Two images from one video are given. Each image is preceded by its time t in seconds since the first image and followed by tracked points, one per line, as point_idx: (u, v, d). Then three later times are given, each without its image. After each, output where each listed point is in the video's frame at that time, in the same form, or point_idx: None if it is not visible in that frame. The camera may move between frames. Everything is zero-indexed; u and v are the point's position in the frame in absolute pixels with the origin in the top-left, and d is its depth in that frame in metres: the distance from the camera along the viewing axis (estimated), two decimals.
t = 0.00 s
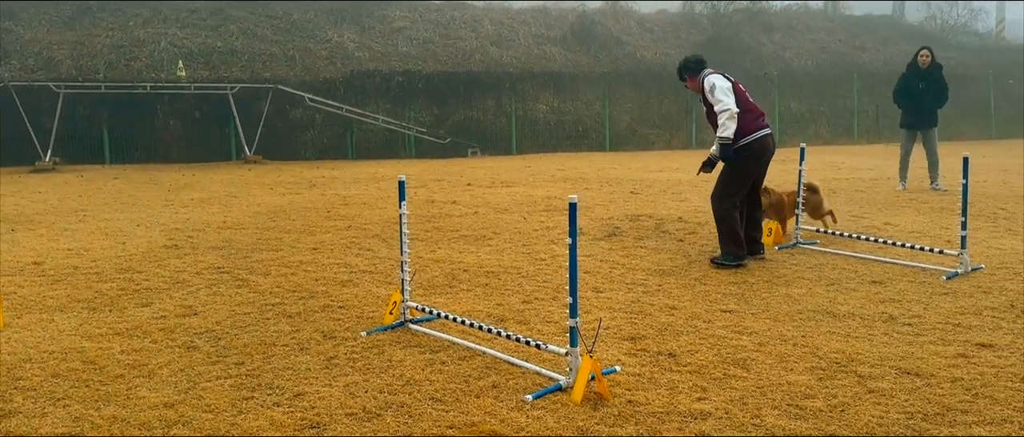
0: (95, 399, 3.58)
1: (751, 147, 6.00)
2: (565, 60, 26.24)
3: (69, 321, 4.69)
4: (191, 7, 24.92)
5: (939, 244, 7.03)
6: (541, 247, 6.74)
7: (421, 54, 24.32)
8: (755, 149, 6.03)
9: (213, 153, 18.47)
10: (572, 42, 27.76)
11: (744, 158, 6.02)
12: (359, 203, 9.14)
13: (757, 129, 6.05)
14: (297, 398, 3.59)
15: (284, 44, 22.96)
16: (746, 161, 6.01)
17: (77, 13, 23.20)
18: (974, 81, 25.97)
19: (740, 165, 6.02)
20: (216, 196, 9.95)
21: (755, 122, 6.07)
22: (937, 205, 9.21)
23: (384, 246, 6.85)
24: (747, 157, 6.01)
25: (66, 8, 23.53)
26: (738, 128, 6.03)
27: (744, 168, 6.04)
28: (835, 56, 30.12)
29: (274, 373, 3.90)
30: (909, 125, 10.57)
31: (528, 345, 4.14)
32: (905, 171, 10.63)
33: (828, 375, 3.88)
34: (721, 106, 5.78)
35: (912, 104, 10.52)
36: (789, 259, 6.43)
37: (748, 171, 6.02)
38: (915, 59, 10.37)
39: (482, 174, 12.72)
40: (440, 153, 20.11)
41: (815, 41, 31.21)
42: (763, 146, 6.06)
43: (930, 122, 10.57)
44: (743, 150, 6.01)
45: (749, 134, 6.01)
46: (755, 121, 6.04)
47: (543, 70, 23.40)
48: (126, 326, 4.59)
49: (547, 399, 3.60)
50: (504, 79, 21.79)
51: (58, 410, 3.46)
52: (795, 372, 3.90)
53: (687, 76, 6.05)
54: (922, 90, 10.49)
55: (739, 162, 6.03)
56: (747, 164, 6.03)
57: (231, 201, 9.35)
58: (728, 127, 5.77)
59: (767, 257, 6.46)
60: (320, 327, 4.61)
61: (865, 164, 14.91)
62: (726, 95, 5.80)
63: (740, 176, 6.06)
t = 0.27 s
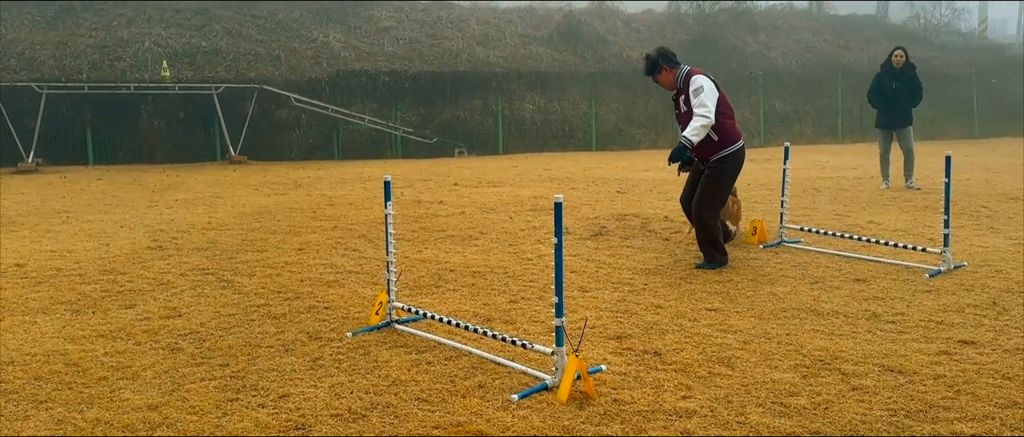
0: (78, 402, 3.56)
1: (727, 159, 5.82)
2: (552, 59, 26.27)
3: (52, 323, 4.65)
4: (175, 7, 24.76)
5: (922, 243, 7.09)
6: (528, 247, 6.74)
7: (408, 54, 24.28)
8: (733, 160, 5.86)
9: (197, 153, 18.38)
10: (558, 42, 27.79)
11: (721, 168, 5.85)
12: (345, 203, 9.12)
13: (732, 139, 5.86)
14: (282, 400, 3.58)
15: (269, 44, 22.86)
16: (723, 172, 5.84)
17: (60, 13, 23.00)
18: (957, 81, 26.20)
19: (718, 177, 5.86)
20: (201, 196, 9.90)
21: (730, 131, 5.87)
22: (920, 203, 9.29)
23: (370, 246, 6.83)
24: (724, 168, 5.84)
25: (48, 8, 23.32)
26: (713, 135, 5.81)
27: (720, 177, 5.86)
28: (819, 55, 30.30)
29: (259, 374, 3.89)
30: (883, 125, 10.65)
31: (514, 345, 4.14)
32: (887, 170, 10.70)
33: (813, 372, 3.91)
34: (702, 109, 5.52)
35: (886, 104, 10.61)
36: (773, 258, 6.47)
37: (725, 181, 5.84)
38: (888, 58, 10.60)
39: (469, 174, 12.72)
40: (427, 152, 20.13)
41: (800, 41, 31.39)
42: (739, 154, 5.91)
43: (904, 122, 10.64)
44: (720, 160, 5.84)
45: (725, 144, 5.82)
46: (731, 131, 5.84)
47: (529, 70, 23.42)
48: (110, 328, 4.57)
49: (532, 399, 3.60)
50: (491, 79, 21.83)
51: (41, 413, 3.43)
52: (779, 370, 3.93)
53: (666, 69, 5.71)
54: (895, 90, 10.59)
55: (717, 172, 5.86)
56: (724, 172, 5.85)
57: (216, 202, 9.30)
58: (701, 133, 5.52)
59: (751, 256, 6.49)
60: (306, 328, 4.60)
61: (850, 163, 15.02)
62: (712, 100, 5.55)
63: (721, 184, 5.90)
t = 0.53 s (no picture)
0: (67, 402, 3.54)
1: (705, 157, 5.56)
2: (543, 58, 26.27)
3: (39, 324, 4.63)
4: (164, 5, 24.64)
5: (911, 240, 7.13)
6: (518, 245, 6.75)
7: (398, 53, 24.24)
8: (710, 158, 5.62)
9: (187, 151, 18.35)
10: (549, 40, 27.80)
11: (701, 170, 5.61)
12: (336, 202, 9.11)
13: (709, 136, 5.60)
14: (272, 400, 3.57)
15: (259, 43, 22.79)
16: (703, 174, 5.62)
17: (48, 12, 22.86)
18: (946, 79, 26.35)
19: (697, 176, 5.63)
20: (191, 196, 9.87)
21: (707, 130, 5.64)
22: (909, 201, 9.34)
23: (361, 245, 6.83)
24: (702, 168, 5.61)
25: (36, 7, 23.17)
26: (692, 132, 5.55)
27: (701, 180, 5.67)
28: (809, 54, 30.41)
29: (248, 374, 3.88)
30: (870, 124, 10.70)
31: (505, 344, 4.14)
32: (876, 168, 10.75)
33: (803, 370, 3.93)
34: (687, 101, 5.28)
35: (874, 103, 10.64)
36: (763, 255, 6.50)
37: (705, 185, 5.64)
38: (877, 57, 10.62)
39: (459, 172, 12.72)
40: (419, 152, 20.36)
41: (790, 39, 31.48)
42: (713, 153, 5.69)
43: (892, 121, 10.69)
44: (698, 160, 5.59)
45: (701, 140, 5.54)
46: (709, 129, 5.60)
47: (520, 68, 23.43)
48: (99, 328, 4.55)
49: (523, 397, 3.61)
50: (481, 78, 21.82)
51: (29, 414, 3.42)
52: (769, 367, 3.95)
53: (638, 64, 5.50)
54: (883, 89, 10.62)
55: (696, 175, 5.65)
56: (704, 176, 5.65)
57: (206, 202, 9.28)
58: (686, 124, 5.26)
59: (741, 254, 6.52)
60: (296, 327, 4.59)
61: (839, 161, 15.08)
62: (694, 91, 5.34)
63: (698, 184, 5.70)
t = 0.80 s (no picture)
0: (61, 401, 3.54)
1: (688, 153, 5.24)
2: (538, 56, 26.25)
3: (33, 322, 4.61)
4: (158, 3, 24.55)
5: (905, 237, 7.15)
6: (514, 243, 6.75)
7: (393, 51, 24.21)
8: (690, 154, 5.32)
9: (181, 149, 18.32)
10: (544, 38, 27.79)
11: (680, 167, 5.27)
12: (331, 201, 9.10)
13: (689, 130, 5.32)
14: (267, 398, 3.57)
15: (253, 40, 22.73)
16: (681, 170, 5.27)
17: (41, 9, 22.75)
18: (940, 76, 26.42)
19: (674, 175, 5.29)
20: (185, 194, 9.85)
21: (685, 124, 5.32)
22: (902, 198, 9.37)
23: (355, 244, 6.82)
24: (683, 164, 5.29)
25: (29, 4, 23.08)
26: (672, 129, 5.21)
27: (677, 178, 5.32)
28: (803, 52, 30.45)
29: (243, 372, 3.88)
30: (864, 122, 10.71)
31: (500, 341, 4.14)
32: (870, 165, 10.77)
33: (797, 367, 3.95)
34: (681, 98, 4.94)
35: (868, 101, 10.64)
36: (757, 253, 6.51)
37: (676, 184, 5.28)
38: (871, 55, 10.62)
39: (455, 170, 12.72)
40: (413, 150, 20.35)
41: (784, 37, 31.53)
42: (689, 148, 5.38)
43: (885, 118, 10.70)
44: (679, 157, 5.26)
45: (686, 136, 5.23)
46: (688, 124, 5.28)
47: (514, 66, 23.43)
48: (93, 327, 4.54)
49: (518, 395, 3.61)
50: (476, 76, 21.84)
51: (23, 412, 3.41)
52: (763, 364, 3.96)
53: (618, 57, 5.06)
54: (878, 86, 10.63)
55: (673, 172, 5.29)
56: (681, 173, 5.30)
57: (200, 200, 9.26)
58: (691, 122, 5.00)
59: (735, 252, 6.53)
60: (291, 326, 4.59)
61: (833, 158, 15.12)
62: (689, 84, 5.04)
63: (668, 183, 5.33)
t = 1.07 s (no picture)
0: (59, 398, 3.53)
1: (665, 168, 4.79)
2: (535, 52, 26.22)
3: (31, 320, 4.61)
4: None
5: (902, 234, 7.16)
6: (511, 240, 6.75)
7: (391, 47, 24.18)
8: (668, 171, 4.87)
9: (179, 147, 18.30)
10: (542, 35, 27.77)
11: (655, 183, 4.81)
12: (329, 198, 9.09)
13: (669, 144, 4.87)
14: (265, 395, 3.58)
15: (250, 37, 22.69)
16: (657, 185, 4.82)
17: (37, 7, 22.69)
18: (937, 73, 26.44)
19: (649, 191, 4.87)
20: (183, 191, 9.84)
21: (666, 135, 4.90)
22: (900, 195, 9.38)
23: (353, 241, 6.82)
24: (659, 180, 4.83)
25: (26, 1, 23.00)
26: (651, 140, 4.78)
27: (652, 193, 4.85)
28: (801, 49, 30.46)
29: (242, 369, 3.88)
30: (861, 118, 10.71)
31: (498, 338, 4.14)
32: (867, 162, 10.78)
33: (796, 363, 3.95)
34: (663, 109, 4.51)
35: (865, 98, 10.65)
36: (754, 249, 6.52)
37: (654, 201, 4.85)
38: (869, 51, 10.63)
39: (452, 167, 12.71)
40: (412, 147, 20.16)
41: (782, 33, 31.52)
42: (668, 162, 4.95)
43: (882, 115, 10.71)
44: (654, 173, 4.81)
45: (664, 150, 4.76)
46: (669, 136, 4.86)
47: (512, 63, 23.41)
48: (91, 324, 4.53)
49: (516, 392, 3.61)
50: (474, 73, 21.82)
51: (21, 410, 3.41)
52: (760, 360, 3.96)
53: (600, 57, 4.59)
54: (875, 83, 10.64)
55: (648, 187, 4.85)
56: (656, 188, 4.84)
57: (198, 197, 9.25)
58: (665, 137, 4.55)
59: (733, 249, 6.53)
60: (288, 323, 4.59)
61: (830, 155, 15.13)
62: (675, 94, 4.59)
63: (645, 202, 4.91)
